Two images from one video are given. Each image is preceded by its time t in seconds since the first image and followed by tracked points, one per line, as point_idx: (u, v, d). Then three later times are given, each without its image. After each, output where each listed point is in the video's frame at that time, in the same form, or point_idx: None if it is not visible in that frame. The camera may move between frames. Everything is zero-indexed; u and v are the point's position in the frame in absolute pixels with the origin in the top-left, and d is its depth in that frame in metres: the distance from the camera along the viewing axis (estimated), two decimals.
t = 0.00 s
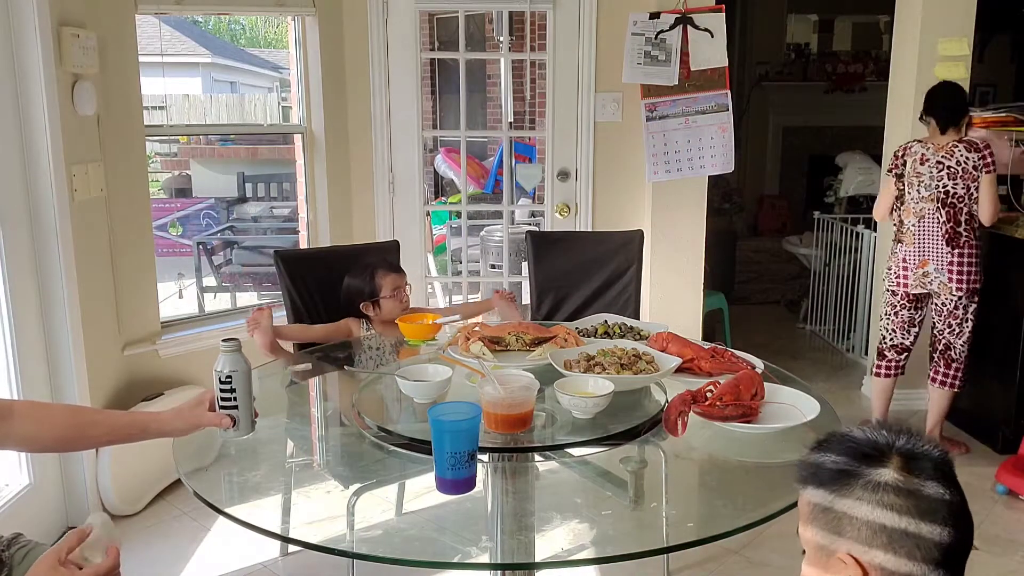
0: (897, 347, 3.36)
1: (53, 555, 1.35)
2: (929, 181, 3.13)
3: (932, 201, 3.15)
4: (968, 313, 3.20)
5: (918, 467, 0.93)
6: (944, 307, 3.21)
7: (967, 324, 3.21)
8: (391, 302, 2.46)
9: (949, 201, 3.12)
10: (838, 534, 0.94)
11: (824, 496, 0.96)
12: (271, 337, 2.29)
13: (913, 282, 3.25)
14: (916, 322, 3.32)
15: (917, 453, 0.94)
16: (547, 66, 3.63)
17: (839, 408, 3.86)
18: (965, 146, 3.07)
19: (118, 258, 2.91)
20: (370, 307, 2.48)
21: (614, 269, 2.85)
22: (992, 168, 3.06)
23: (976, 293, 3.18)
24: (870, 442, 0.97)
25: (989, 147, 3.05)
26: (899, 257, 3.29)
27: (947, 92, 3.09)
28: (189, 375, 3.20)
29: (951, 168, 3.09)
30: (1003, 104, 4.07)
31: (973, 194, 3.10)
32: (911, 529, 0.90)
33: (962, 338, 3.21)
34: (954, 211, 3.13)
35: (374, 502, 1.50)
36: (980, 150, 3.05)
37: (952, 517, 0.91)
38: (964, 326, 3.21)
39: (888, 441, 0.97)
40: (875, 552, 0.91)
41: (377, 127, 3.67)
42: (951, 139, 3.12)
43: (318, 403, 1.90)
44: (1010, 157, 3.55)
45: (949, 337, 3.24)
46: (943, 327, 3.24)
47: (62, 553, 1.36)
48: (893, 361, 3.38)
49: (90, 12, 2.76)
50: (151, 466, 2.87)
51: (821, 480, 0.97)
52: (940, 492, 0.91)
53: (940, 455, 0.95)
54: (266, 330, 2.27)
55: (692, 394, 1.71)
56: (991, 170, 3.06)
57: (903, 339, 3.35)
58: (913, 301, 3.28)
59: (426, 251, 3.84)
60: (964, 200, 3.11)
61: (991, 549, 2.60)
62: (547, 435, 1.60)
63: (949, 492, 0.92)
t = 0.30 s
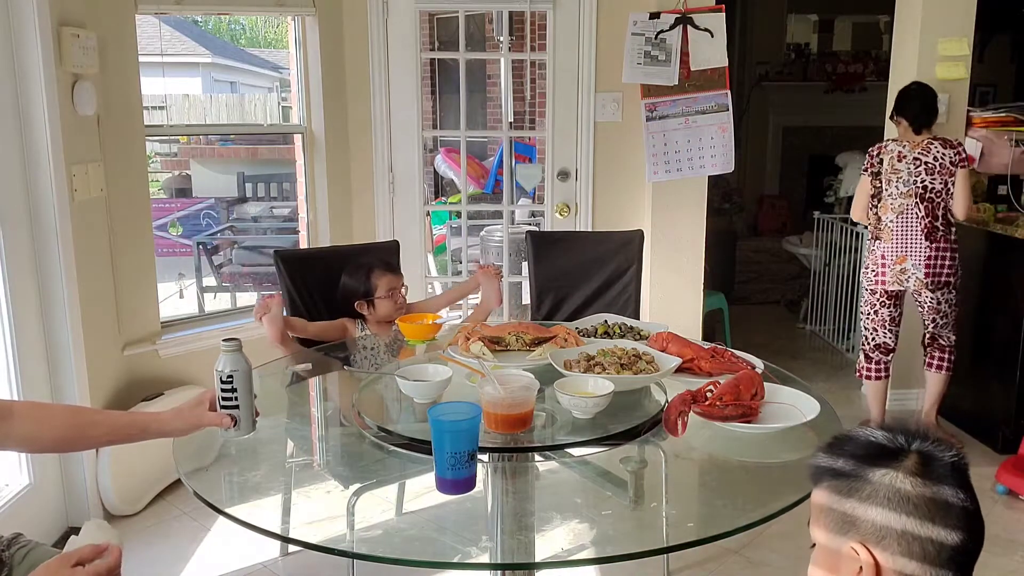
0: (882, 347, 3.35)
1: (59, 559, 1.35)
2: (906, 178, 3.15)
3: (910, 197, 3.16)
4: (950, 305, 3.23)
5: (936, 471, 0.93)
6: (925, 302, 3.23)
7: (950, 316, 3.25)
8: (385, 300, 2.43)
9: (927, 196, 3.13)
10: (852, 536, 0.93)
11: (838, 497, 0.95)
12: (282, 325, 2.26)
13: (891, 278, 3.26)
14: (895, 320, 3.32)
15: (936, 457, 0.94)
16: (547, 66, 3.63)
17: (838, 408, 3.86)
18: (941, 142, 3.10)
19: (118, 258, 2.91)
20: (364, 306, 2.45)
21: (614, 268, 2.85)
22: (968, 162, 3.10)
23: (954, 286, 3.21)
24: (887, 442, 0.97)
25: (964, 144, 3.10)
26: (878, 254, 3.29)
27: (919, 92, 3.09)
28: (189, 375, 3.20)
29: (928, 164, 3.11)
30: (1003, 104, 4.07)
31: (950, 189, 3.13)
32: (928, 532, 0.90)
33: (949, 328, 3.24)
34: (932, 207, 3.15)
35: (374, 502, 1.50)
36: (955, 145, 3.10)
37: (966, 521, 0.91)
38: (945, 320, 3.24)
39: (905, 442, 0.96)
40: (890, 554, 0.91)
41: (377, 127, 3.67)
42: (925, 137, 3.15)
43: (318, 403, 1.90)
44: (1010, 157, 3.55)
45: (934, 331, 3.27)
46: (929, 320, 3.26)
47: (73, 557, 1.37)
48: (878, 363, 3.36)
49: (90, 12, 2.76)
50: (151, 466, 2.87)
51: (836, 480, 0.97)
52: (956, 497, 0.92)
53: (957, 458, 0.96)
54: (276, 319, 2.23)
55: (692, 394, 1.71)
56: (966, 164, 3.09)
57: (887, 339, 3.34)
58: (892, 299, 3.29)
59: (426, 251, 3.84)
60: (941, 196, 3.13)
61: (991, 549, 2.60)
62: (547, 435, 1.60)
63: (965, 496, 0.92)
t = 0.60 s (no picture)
0: (880, 347, 3.35)
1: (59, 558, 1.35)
2: (894, 177, 3.17)
3: (899, 195, 3.17)
4: (942, 305, 3.20)
5: (933, 471, 0.93)
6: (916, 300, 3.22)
7: (944, 317, 3.23)
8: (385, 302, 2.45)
9: (916, 194, 3.14)
10: (851, 536, 0.93)
11: (838, 498, 0.96)
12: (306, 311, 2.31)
13: (884, 277, 3.26)
14: (892, 320, 3.32)
15: (934, 457, 0.94)
16: (547, 66, 3.63)
17: (839, 408, 3.86)
18: (929, 140, 3.11)
19: (118, 258, 2.91)
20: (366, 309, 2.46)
21: (614, 268, 2.85)
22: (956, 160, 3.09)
23: (947, 285, 3.18)
24: (885, 442, 0.97)
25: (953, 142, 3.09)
26: (871, 253, 3.31)
27: (920, 91, 3.11)
28: (189, 375, 3.20)
29: (916, 162, 3.12)
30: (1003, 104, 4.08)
31: (938, 187, 3.12)
32: (926, 531, 0.90)
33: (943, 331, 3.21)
34: (920, 205, 3.15)
35: (374, 502, 1.50)
36: (942, 144, 3.10)
37: (966, 522, 0.91)
38: (939, 321, 3.22)
39: (903, 444, 0.97)
40: (888, 553, 0.90)
41: (377, 127, 3.67)
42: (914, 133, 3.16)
43: (318, 403, 1.90)
44: (1010, 157, 3.54)
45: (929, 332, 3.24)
46: (923, 321, 3.24)
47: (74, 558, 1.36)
48: (878, 363, 3.35)
49: (91, 12, 2.76)
50: (151, 466, 2.87)
51: (836, 481, 0.97)
52: (955, 496, 0.91)
53: (956, 459, 0.95)
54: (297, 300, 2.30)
55: (692, 394, 1.71)
56: (955, 161, 3.08)
57: (886, 339, 3.34)
58: (889, 298, 3.28)
59: (426, 251, 3.84)
60: (930, 193, 3.13)
61: (992, 549, 2.60)
62: (548, 435, 1.60)
63: (963, 496, 0.92)
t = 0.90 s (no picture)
0: (887, 347, 3.35)
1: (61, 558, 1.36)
2: (904, 177, 3.17)
3: (909, 197, 3.18)
4: (947, 308, 3.19)
5: (934, 472, 0.93)
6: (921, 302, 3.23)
7: (948, 321, 3.21)
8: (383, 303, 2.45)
9: (924, 196, 3.14)
10: (852, 538, 0.93)
11: (838, 500, 0.96)
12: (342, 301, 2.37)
13: (888, 278, 3.27)
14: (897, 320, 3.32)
15: (935, 459, 0.95)
16: (547, 66, 3.63)
17: (839, 408, 3.86)
18: (941, 142, 3.09)
19: (118, 259, 2.91)
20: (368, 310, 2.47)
21: (614, 269, 2.85)
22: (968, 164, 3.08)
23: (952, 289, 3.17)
24: (885, 444, 0.98)
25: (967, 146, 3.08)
26: (878, 253, 3.32)
27: (939, 90, 3.11)
28: (189, 375, 3.20)
29: (927, 164, 3.11)
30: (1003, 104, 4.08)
31: (949, 189, 3.12)
32: (928, 533, 0.90)
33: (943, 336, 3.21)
34: (928, 206, 3.14)
35: (375, 502, 1.50)
36: (954, 146, 3.09)
37: (967, 523, 0.91)
38: (944, 325, 3.21)
39: (904, 445, 0.97)
40: (889, 554, 0.90)
41: (377, 127, 3.67)
42: (928, 132, 3.16)
43: (318, 403, 1.90)
44: (1010, 157, 3.52)
45: (931, 335, 3.24)
46: (927, 324, 3.23)
47: (76, 560, 1.37)
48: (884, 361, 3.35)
49: (91, 12, 2.76)
50: (151, 465, 2.87)
51: (836, 484, 0.97)
52: (956, 497, 0.92)
53: (956, 460, 0.96)
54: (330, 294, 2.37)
55: (692, 394, 1.71)
56: (967, 165, 3.08)
57: (894, 340, 3.34)
58: (895, 298, 3.27)
59: (425, 251, 3.84)
60: (938, 196, 3.12)
61: (992, 549, 2.60)
62: (548, 436, 1.60)
63: (964, 497, 0.92)
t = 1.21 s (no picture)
0: (900, 346, 3.37)
1: (62, 547, 1.30)
2: (917, 175, 3.18)
3: (919, 195, 3.18)
4: (953, 310, 3.18)
5: (935, 472, 0.93)
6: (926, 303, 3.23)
7: (956, 324, 3.20)
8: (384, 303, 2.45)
9: (934, 195, 3.14)
10: (852, 539, 0.93)
11: (839, 500, 0.96)
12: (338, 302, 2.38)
13: (899, 276, 3.29)
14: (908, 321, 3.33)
15: (936, 459, 0.95)
16: (548, 66, 3.63)
17: (839, 408, 3.86)
18: (954, 142, 3.07)
19: (118, 258, 2.91)
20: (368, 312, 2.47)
21: (614, 268, 2.85)
22: (982, 165, 3.05)
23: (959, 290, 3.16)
24: (886, 445, 0.98)
25: (981, 146, 3.05)
26: (890, 252, 3.34)
27: (960, 90, 3.10)
28: (189, 375, 3.20)
29: (939, 163, 3.11)
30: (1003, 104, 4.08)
31: (960, 190, 3.10)
32: (929, 534, 0.90)
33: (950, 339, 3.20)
34: (938, 206, 3.14)
35: (375, 502, 1.50)
36: (967, 145, 3.06)
37: (967, 524, 0.91)
38: (951, 327, 3.20)
39: (906, 445, 0.97)
40: (889, 555, 0.90)
41: (377, 126, 3.67)
42: (944, 132, 3.16)
43: (318, 403, 1.90)
44: (1009, 158, 3.52)
45: (938, 338, 3.24)
46: (934, 325, 3.23)
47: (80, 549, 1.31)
48: (897, 361, 3.39)
49: (91, 12, 2.76)
50: (151, 465, 2.87)
51: (837, 485, 0.97)
52: (956, 497, 0.91)
53: (957, 460, 0.96)
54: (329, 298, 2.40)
55: (692, 394, 1.71)
56: (980, 167, 3.05)
57: (907, 339, 3.35)
58: (905, 298, 3.30)
59: (426, 251, 3.84)
60: (948, 196, 3.12)
61: (992, 549, 2.60)
62: (547, 436, 1.60)
63: (965, 498, 0.92)
